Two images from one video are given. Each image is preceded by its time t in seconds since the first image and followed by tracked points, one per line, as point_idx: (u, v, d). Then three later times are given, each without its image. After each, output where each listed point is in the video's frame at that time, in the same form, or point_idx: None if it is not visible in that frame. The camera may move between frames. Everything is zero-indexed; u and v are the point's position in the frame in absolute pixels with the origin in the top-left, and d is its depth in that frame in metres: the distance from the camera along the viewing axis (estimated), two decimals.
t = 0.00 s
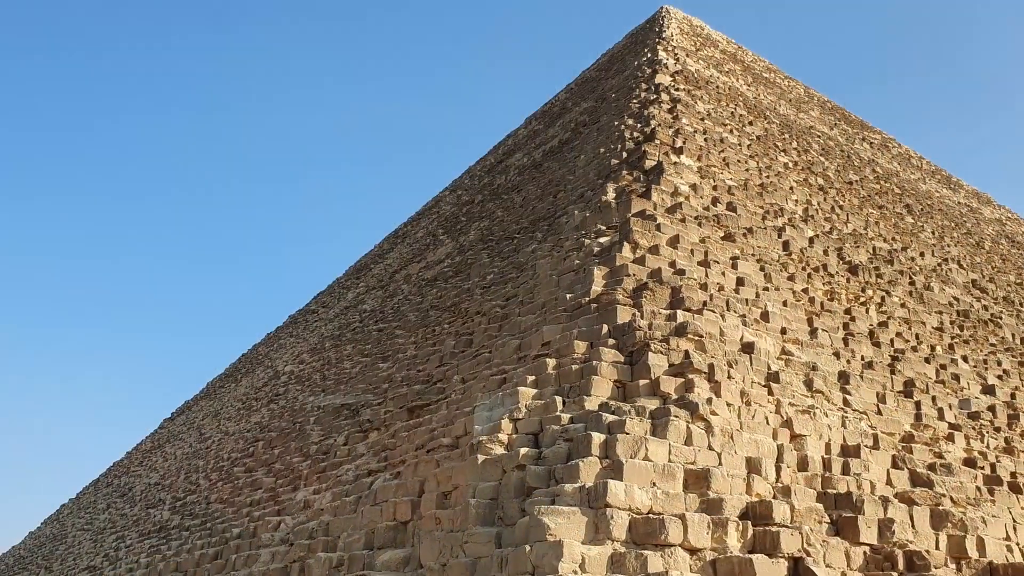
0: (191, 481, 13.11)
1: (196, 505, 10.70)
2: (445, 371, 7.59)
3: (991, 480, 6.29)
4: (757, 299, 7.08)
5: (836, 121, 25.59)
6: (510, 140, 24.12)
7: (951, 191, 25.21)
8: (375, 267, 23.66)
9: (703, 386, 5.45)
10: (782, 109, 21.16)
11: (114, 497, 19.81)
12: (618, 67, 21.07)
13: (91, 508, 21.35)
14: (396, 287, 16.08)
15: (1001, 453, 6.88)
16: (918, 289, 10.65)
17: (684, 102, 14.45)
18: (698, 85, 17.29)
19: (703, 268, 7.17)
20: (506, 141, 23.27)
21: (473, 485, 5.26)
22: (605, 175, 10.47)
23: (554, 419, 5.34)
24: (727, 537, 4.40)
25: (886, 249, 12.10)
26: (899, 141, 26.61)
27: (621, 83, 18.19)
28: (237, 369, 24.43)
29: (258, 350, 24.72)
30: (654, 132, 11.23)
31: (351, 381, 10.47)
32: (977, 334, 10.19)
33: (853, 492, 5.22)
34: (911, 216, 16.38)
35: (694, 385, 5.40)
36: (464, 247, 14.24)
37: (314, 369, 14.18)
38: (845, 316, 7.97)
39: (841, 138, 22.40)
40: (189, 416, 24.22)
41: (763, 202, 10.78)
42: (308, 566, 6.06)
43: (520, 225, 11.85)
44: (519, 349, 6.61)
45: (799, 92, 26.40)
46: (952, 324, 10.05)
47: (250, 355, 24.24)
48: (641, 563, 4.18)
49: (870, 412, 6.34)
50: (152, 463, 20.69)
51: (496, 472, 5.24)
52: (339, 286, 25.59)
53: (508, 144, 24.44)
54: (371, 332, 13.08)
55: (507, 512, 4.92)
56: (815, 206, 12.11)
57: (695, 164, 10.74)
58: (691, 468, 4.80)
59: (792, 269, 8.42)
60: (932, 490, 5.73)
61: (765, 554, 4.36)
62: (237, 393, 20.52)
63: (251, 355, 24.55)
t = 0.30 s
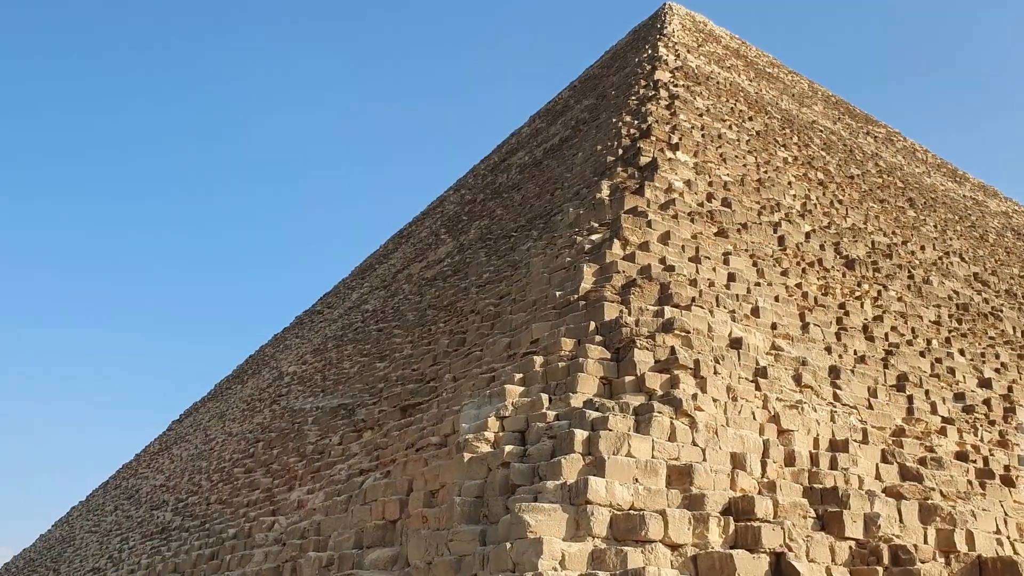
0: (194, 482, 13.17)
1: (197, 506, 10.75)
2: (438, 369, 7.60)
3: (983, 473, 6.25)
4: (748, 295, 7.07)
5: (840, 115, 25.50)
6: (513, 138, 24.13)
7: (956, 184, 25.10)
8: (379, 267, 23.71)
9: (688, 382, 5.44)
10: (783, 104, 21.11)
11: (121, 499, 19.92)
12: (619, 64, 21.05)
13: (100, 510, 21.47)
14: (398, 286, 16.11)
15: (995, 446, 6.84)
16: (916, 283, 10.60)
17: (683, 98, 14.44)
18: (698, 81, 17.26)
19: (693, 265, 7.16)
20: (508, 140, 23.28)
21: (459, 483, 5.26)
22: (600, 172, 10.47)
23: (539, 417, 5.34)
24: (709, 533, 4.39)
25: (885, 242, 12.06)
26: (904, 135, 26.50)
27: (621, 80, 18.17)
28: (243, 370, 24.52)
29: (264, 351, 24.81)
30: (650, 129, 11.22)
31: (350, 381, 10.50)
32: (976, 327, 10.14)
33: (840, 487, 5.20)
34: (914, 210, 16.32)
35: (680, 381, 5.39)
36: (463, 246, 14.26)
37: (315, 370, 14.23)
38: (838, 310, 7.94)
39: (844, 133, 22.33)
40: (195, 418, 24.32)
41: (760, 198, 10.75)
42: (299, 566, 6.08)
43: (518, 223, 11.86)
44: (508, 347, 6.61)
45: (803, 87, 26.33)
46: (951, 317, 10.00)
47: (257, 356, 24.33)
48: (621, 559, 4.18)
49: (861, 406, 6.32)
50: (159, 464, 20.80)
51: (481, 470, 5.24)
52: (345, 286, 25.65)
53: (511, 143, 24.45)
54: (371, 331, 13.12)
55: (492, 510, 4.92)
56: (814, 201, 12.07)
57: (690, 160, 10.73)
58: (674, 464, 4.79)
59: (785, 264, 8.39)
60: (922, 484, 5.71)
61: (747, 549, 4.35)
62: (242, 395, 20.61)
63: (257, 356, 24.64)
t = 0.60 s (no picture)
0: (199, 482, 13.25)
1: (199, 506, 10.82)
2: (433, 367, 7.61)
3: (978, 468, 6.23)
4: (741, 290, 7.05)
5: (847, 109, 25.39)
6: (519, 136, 24.13)
7: (965, 177, 24.95)
8: (386, 266, 23.75)
9: (676, 377, 5.43)
10: (788, 98, 21.03)
11: (131, 500, 20.04)
12: (623, 61, 21.02)
13: (110, 510, 21.60)
14: (402, 285, 16.14)
15: (991, 440, 6.80)
16: (918, 277, 10.55)
17: (684, 94, 14.41)
18: (701, 76, 17.21)
19: (686, 260, 7.15)
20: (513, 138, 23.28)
21: (447, 481, 5.27)
22: (598, 169, 10.46)
23: (527, 414, 5.35)
24: (692, 528, 4.39)
25: (887, 236, 11.99)
26: (911, 128, 26.36)
27: (624, 76, 18.14)
28: (252, 371, 24.63)
29: (272, 351, 24.91)
30: (649, 125, 11.20)
31: (350, 380, 10.53)
32: (978, 321, 10.08)
33: (828, 482, 5.18)
34: (919, 203, 16.23)
35: (667, 377, 5.39)
36: (466, 244, 14.27)
37: (319, 369, 14.27)
38: (835, 305, 7.91)
39: (850, 127, 22.23)
40: (204, 419, 24.43)
41: (759, 193, 10.71)
42: (291, 564, 6.10)
43: (518, 221, 11.86)
44: (500, 344, 6.62)
45: (810, 81, 26.22)
46: (952, 311, 9.95)
47: (265, 356, 24.43)
48: (603, 555, 4.18)
49: (853, 401, 6.30)
50: (168, 465, 20.92)
51: (469, 467, 5.25)
52: (352, 286, 25.70)
53: (517, 140, 24.46)
54: (374, 330, 13.15)
55: (478, 507, 4.92)
56: (815, 196, 12.03)
57: (689, 156, 10.70)
58: (659, 459, 4.79)
59: (782, 259, 8.37)
60: (913, 478, 5.69)
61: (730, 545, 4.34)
62: (250, 395, 20.69)
63: (266, 357, 24.74)
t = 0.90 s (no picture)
0: (203, 483, 13.29)
1: (201, 507, 10.86)
2: (427, 366, 7.61)
3: (971, 462, 6.19)
4: (733, 287, 7.03)
5: (852, 104, 25.29)
6: (523, 135, 24.12)
7: (972, 171, 24.82)
8: (392, 266, 23.79)
9: (663, 374, 5.42)
10: (792, 94, 20.97)
11: (139, 501, 20.13)
12: (626, 58, 20.99)
13: (119, 512, 21.71)
14: (405, 285, 16.16)
15: (985, 435, 6.76)
16: (918, 272, 10.49)
17: (685, 90, 14.37)
18: (702, 73, 17.16)
19: (678, 257, 7.13)
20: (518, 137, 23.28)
21: (434, 480, 5.27)
22: (595, 167, 10.45)
23: (514, 412, 5.34)
24: (674, 525, 4.38)
25: (888, 231, 11.94)
26: (918, 123, 26.24)
27: (626, 74, 18.11)
28: (259, 372, 24.71)
29: (279, 352, 24.98)
30: (646, 122, 11.18)
31: (349, 379, 10.54)
32: (978, 315, 10.02)
33: (815, 478, 5.17)
34: (923, 198, 16.16)
35: (654, 373, 5.38)
36: (467, 243, 14.28)
37: (322, 369, 14.30)
38: (830, 300, 7.88)
39: (855, 122, 22.14)
40: (212, 420, 24.52)
41: (757, 189, 10.67)
42: (283, 563, 6.11)
43: (517, 219, 11.85)
44: (491, 342, 6.62)
45: (815, 77, 26.12)
46: (951, 306, 9.90)
47: (272, 357, 24.51)
48: (584, 552, 4.18)
49: (845, 396, 6.28)
50: (176, 466, 21.00)
51: (456, 466, 5.25)
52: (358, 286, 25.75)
53: (521, 139, 24.45)
54: (375, 330, 13.17)
55: (464, 506, 4.92)
56: (814, 191, 11.98)
57: (686, 152, 10.68)
58: (643, 457, 4.78)
59: (777, 254, 8.34)
60: (904, 474, 5.66)
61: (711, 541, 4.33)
62: (256, 396, 20.76)
63: (273, 357, 24.82)
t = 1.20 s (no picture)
0: (214, 483, 13.36)
1: (210, 507, 10.92)
2: (428, 366, 7.61)
3: (972, 461, 6.13)
4: (733, 285, 7.00)
5: (867, 100, 25.10)
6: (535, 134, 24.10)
7: (989, 168, 24.58)
8: (405, 266, 23.82)
9: (657, 373, 5.41)
10: (805, 91, 20.84)
11: (154, 501, 20.27)
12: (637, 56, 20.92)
13: (135, 512, 21.87)
14: (415, 285, 16.18)
15: (988, 434, 6.69)
16: (927, 269, 10.40)
17: (694, 88, 14.32)
18: (712, 70, 17.08)
19: (678, 255, 7.10)
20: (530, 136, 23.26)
21: (428, 479, 5.27)
22: (600, 166, 10.43)
23: (507, 411, 5.34)
24: (663, 524, 4.37)
25: (898, 228, 11.84)
26: (934, 119, 26.01)
27: (636, 72, 18.06)
28: (274, 373, 24.82)
29: (293, 353, 25.08)
30: (652, 120, 11.14)
31: (356, 380, 10.57)
32: (987, 312, 9.92)
33: (810, 476, 5.14)
34: (936, 194, 16.02)
35: (648, 372, 5.36)
36: (475, 242, 14.29)
37: (332, 369, 14.35)
38: (833, 298, 7.82)
39: (870, 119, 21.97)
40: (228, 421, 24.65)
41: (763, 187, 10.61)
42: (282, 563, 6.14)
43: (524, 218, 11.84)
44: (489, 342, 6.62)
45: (830, 73, 25.94)
46: (960, 303, 9.80)
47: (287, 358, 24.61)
48: (571, 552, 4.17)
49: (845, 394, 6.23)
50: (191, 467, 21.13)
51: (449, 465, 5.25)
52: (372, 287, 25.82)
53: (534, 139, 24.43)
54: (384, 330, 13.19)
55: (456, 505, 4.92)
56: (823, 188, 11.90)
57: (692, 150, 10.64)
58: (634, 455, 4.77)
59: (780, 252, 8.29)
60: (902, 472, 5.62)
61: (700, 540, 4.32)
62: (270, 396, 20.87)
63: (288, 358, 24.93)
